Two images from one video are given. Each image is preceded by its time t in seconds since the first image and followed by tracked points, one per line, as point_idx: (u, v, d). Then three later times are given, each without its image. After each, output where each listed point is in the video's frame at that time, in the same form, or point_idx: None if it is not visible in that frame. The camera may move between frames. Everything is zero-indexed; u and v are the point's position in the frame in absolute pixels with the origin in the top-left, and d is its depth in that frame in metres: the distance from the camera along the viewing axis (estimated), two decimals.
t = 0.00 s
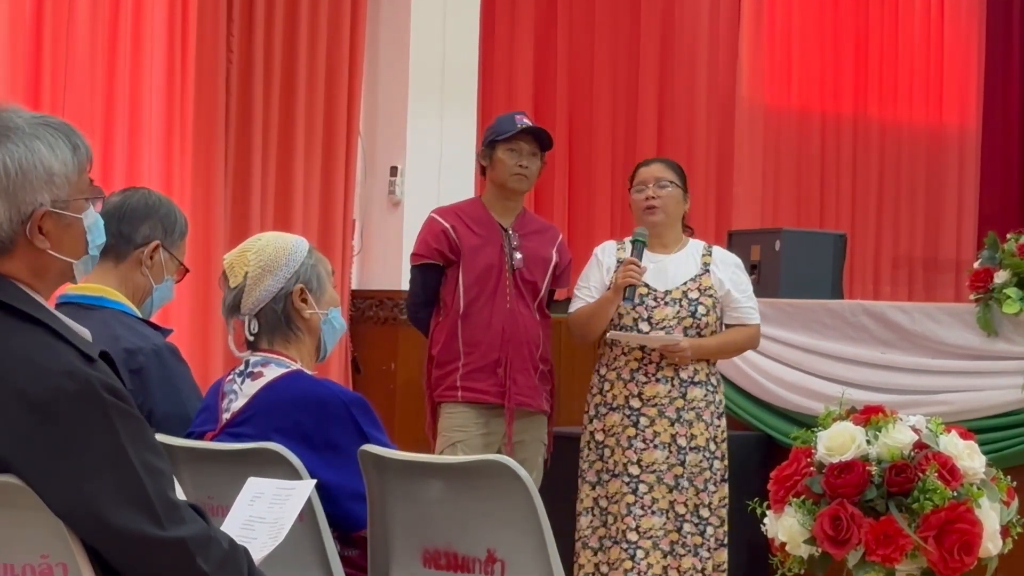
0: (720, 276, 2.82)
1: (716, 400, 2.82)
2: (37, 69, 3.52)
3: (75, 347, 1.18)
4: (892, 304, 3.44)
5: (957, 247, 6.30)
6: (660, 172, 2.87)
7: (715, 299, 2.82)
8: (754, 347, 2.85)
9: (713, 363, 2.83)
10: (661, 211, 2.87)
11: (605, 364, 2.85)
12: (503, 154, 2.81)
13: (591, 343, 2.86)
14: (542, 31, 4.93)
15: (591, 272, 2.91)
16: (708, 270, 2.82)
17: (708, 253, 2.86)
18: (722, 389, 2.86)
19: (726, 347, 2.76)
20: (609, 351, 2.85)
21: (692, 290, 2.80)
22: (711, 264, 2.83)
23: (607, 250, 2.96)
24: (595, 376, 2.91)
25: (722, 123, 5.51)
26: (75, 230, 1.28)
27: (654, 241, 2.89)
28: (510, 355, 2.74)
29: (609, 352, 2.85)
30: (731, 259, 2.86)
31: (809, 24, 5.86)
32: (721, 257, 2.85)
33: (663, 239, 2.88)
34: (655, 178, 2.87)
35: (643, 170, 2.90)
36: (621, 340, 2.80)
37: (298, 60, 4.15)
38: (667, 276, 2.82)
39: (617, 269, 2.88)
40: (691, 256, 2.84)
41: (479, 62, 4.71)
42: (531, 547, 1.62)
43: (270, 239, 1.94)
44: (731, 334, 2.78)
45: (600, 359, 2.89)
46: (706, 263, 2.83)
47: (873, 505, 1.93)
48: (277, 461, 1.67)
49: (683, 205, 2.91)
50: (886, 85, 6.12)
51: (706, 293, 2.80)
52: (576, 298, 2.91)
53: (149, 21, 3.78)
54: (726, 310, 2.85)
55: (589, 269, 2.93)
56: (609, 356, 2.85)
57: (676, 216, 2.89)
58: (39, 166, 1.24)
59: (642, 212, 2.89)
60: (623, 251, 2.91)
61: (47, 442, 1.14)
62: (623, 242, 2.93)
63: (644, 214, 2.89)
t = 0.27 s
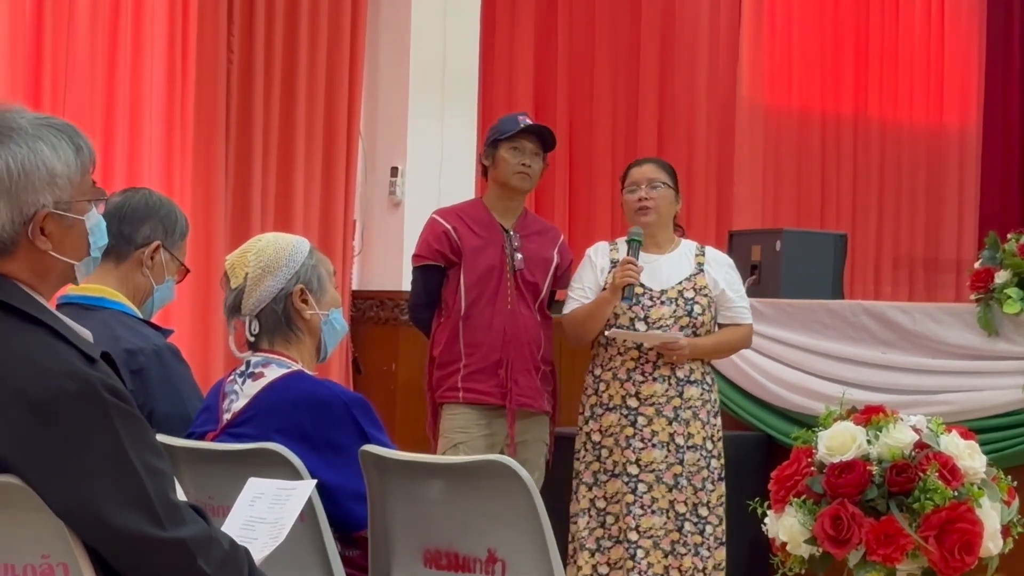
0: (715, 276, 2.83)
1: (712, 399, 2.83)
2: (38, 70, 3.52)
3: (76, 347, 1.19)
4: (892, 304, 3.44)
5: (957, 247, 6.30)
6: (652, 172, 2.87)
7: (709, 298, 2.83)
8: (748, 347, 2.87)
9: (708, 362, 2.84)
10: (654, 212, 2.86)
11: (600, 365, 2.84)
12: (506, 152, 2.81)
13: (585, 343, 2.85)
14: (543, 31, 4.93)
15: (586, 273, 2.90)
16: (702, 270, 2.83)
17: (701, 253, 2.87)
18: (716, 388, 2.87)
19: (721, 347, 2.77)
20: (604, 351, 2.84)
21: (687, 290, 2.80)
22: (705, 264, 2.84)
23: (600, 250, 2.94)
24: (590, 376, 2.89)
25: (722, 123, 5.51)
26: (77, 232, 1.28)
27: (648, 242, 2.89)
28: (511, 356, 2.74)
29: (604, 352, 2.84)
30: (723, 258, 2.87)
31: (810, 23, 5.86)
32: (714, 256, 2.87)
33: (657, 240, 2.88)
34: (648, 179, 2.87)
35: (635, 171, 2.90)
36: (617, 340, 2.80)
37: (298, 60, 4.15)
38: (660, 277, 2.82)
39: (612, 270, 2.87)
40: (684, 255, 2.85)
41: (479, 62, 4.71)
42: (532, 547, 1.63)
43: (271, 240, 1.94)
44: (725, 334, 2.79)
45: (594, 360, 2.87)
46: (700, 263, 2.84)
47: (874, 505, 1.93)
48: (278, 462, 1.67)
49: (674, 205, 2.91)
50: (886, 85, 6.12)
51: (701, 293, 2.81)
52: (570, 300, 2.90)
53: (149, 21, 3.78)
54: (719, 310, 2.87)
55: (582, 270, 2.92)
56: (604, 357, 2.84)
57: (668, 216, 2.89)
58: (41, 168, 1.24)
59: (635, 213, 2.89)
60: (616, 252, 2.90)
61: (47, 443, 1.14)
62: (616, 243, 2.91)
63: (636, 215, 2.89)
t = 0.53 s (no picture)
0: (707, 277, 2.83)
1: (705, 399, 2.82)
2: (38, 71, 3.52)
3: (76, 349, 1.19)
4: (892, 305, 3.44)
5: (959, 248, 6.30)
6: (644, 174, 2.87)
7: (702, 299, 2.83)
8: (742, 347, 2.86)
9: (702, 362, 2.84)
10: (646, 213, 2.86)
11: (593, 365, 2.85)
12: (505, 153, 2.81)
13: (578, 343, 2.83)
14: (543, 31, 4.93)
15: (578, 274, 2.88)
16: (695, 271, 2.83)
17: (693, 254, 2.86)
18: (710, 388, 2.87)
19: (712, 348, 2.77)
20: (596, 352, 2.84)
21: (679, 290, 2.80)
22: (698, 264, 2.84)
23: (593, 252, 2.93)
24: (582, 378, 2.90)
25: (722, 124, 5.51)
26: (78, 234, 1.28)
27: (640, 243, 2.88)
28: (512, 357, 2.74)
29: (597, 353, 2.84)
30: (716, 259, 2.87)
31: (810, 24, 5.86)
32: (707, 257, 2.87)
33: (648, 241, 2.87)
34: (639, 180, 2.87)
35: (626, 173, 2.90)
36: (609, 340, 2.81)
37: (299, 60, 4.15)
38: (652, 277, 2.81)
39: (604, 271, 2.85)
40: (677, 256, 2.85)
41: (479, 63, 4.71)
42: (532, 549, 1.63)
43: (271, 242, 1.94)
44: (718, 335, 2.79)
45: (588, 361, 2.88)
46: (693, 263, 2.84)
47: (875, 506, 1.93)
48: (278, 463, 1.67)
49: (666, 207, 2.91)
50: (887, 86, 6.12)
51: (694, 293, 2.81)
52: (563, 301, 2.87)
53: (150, 22, 3.78)
54: (712, 311, 2.86)
55: (575, 272, 2.90)
56: (597, 358, 2.84)
57: (660, 218, 2.89)
58: (44, 169, 1.24)
59: (626, 215, 2.89)
60: (609, 254, 2.89)
61: (48, 444, 1.14)
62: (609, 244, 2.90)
63: (627, 217, 2.89)
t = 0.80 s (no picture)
0: (701, 277, 2.82)
1: (698, 399, 2.81)
2: (40, 71, 3.52)
3: (78, 349, 1.19)
4: (894, 305, 3.44)
5: (961, 248, 6.30)
6: (635, 175, 2.87)
7: (694, 299, 2.81)
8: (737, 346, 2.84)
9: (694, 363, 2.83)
10: (638, 215, 2.86)
11: (586, 366, 2.86)
12: (505, 152, 2.82)
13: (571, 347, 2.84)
14: (544, 31, 4.93)
15: (572, 276, 2.88)
16: (688, 271, 2.82)
17: (687, 254, 2.86)
18: (705, 388, 2.86)
19: (703, 349, 2.76)
20: (590, 352, 2.85)
21: (671, 290, 2.80)
22: (691, 264, 2.82)
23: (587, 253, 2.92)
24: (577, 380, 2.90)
25: (723, 124, 5.51)
26: (81, 235, 1.28)
27: (633, 244, 2.89)
28: (513, 357, 2.74)
29: (590, 354, 2.85)
30: (711, 260, 2.85)
31: (812, 23, 5.86)
32: (701, 257, 2.85)
33: (642, 241, 2.88)
34: (631, 182, 2.87)
35: (619, 175, 2.90)
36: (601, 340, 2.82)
37: (301, 61, 4.15)
38: (645, 277, 2.82)
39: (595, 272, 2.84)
40: (670, 257, 2.85)
41: (481, 63, 4.71)
42: (534, 550, 1.62)
43: (273, 243, 1.94)
44: (712, 334, 2.78)
45: (582, 362, 2.89)
46: (686, 264, 2.82)
47: (877, 506, 1.93)
48: (279, 463, 1.67)
49: (660, 207, 2.90)
50: (888, 86, 6.12)
51: (686, 293, 2.80)
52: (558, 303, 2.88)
53: (152, 22, 3.78)
54: (706, 311, 2.84)
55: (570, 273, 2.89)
56: (590, 358, 2.85)
57: (653, 219, 2.88)
58: (46, 171, 1.24)
59: (619, 217, 2.89)
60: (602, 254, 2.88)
61: (49, 444, 1.14)
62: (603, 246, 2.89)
63: (619, 219, 2.89)
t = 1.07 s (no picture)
0: (695, 276, 2.82)
1: (693, 399, 2.80)
2: (42, 71, 3.52)
3: (81, 351, 1.19)
4: (896, 306, 3.44)
5: (963, 248, 6.30)
6: (629, 176, 2.87)
7: (689, 298, 2.81)
8: (733, 345, 2.83)
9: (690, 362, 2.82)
10: (632, 215, 2.86)
11: (582, 366, 2.86)
12: (505, 151, 2.82)
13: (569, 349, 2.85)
14: (546, 31, 4.93)
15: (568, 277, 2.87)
16: (683, 270, 2.82)
17: (683, 253, 2.86)
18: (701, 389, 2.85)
19: (697, 347, 2.75)
20: (586, 353, 2.86)
21: (665, 289, 2.79)
22: (687, 264, 2.82)
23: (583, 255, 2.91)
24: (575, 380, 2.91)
25: (725, 124, 5.52)
26: (84, 236, 1.29)
27: (629, 245, 2.89)
28: (516, 356, 2.74)
29: (586, 354, 2.86)
30: (706, 258, 2.85)
31: (814, 23, 5.85)
32: (696, 257, 2.85)
33: (637, 242, 2.88)
34: (625, 183, 2.87)
35: (613, 176, 2.91)
36: (597, 340, 2.82)
37: (303, 60, 4.16)
38: (639, 277, 2.82)
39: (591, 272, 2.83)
40: (666, 256, 2.85)
41: (482, 63, 4.71)
42: (537, 551, 1.62)
43: (274, 243, 1.94)
44: (708, 333, 2.77)
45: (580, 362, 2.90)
46: (681, 263, 2.82)
47: (879, 506, 1.93)
48: (282, 463, 1.67)
49: (654, 208, 2.91)
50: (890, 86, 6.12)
51: (680, 292, 2.80)
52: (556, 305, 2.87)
53: (154, 22, 3.78)
54: (701, 310, 2.83)
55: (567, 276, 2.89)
56: (587, 358, 2.86)
57: (647, 220, 2.89)
58: (50, 172, 1.24)
59: (614, 218, 2.89)
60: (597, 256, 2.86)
61: (52, 445, 1.14)
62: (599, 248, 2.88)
63: (614, 221, 2.89)
